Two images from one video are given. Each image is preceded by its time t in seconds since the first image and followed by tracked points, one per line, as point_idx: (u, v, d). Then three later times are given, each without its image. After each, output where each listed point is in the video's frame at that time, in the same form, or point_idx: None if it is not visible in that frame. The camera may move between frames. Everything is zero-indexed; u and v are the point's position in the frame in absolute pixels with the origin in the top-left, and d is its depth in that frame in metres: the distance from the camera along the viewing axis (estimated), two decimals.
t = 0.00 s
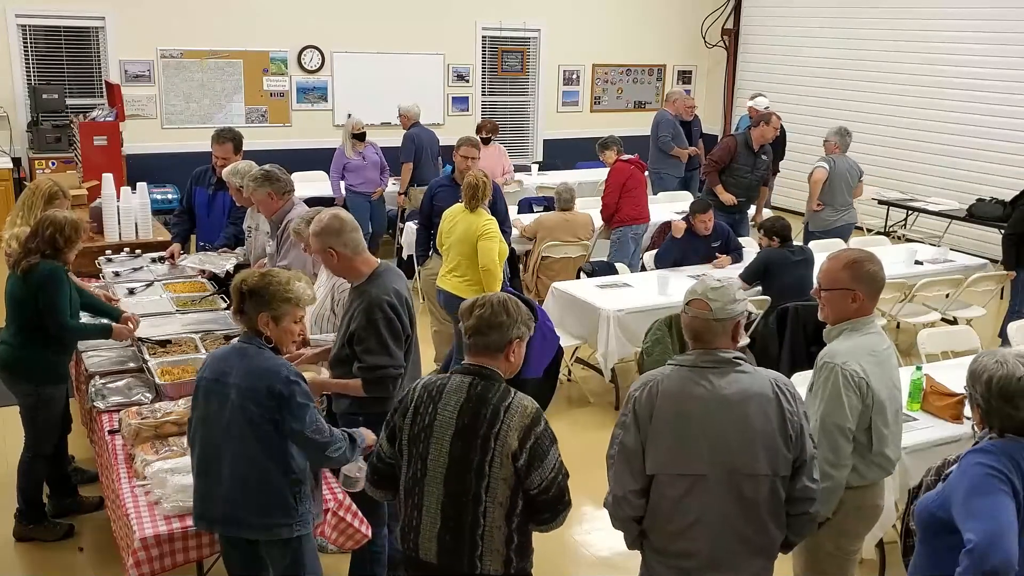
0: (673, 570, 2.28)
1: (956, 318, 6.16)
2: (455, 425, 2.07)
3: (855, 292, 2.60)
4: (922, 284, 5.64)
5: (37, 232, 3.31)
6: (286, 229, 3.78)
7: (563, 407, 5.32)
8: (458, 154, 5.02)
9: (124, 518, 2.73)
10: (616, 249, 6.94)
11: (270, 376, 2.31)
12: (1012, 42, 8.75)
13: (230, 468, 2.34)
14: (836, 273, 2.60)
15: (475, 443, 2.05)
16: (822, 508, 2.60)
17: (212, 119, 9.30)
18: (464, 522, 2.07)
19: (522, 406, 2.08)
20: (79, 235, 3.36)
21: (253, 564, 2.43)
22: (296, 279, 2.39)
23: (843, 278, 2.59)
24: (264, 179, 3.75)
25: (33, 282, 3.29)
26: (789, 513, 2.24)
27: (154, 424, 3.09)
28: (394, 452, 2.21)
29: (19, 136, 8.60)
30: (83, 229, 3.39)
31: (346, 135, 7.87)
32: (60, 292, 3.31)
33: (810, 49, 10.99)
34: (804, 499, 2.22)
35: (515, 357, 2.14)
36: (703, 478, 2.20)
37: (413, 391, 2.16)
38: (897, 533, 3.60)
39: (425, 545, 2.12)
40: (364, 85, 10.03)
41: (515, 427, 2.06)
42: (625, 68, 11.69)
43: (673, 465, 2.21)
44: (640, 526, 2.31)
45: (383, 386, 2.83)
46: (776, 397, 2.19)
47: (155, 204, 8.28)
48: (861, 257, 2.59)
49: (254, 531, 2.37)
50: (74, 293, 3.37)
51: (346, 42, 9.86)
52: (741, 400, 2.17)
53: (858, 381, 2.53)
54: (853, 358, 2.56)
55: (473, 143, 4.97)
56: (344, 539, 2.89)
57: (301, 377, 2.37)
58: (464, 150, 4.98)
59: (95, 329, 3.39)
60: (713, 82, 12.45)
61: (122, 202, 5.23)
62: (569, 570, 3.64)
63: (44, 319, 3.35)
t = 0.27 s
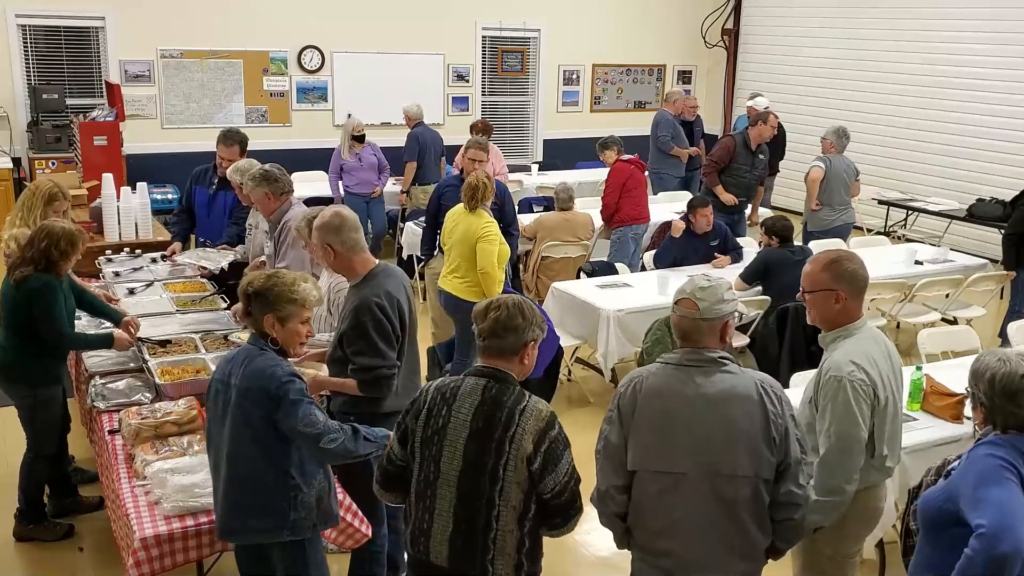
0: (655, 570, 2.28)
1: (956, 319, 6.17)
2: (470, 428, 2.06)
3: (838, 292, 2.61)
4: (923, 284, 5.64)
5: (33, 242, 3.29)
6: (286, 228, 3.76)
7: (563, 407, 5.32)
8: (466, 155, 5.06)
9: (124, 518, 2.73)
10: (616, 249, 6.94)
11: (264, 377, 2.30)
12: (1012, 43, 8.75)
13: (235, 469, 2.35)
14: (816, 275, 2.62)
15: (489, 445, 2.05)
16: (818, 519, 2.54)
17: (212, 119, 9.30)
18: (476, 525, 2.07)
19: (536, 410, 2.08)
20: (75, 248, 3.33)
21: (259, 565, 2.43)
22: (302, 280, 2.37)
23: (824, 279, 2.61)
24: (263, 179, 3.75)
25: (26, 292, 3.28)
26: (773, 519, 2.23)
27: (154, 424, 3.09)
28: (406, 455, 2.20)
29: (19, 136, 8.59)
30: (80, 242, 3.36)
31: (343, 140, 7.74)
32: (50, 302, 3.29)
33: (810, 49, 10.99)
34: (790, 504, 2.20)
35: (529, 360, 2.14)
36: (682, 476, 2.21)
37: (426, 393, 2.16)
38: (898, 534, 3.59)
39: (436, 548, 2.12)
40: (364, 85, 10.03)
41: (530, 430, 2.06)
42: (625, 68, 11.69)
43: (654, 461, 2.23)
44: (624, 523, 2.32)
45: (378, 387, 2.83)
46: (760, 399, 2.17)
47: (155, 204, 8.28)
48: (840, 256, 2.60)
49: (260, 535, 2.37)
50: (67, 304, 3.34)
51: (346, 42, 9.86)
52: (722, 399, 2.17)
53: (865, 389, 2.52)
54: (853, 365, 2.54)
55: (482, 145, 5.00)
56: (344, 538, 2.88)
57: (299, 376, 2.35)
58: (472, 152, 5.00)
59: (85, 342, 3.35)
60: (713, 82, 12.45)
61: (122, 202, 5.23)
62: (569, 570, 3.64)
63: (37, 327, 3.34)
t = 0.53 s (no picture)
0: (640, 570, 2.29)
1: (956, 319, 6.16)
2: (484, 431, 2.06)
3: (841, 290, 2.61)
4: (923, 284, 5.64)
5: (33, 263, 3.24)
6: (286, 228, 3.74)
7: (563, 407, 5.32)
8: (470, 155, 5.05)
9: (124, 517, 2.73)
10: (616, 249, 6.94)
11: (268, 380, 2.30)
12: (1012, 43, 8.76)
13: (247, 471, 2.35)
14: (821, 271, 2.62)
15: (505, 447, 2.05)
16: (812, 518, 2.56)
17: (212, 119, 9.30)
18: (488, 528, 2.07)
19: (550, 411, 2.09)
20: (77, 272, 3.30)
21: (268, 564, 2.46)
22: (313, 283, 2.35)
23: (829, 276, 2.61)
24: (265, 179, 3.74)
25: (27, 310, 3.26)
26: (760, 522, 2.22)
27: (154, 424, 3.09)
28: (416, 458, 2.18)
29: (19, 136, 8.57)
30: (81, 264, 3.34)
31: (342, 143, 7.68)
32: (47, 318, 3.28)
33: (810, 49, 10.99)
34: (777, 508, 2.18)
35: (539, 362, 2.15)
36: (666, 475, 2.22)
37: (437, 394, 2.15)
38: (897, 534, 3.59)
39: (445, 550, 2.11)
40: (364, 85, 10.03)
41: (546, 432, 2.07)
42: (625, 68, 11.69)
43: (638, 460, 2.25)
44: (613, 523, 2.35)
45: (368, 388, 2.83)
46: (746, 399, 2.17)
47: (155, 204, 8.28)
48: (846, 255, 2.61)
49: (269, 538, 2.37)
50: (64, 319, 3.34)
51: (346, 42, 9.86)
52: (707, 399, 2.17)
53: (857, 389, 2.52)
54: (851, 365, 2.54)
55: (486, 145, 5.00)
56: (344, 540, 2.88)
57: (304, 378, 2.34)
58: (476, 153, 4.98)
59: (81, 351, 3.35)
60: (713, 82, 12.44)
61: (122, 202, 5.23)
62: (569, 570, 3.64)
63: (33, 342, 3.32)
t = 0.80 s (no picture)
0: (630, 570, 2.31)
1: (956, 319, 6.16)
2: (480, 430, 2.06)
3: (845, 293, 2.61)
4: (923, 284, 5.63)
5: (37, 278, 3.20)
6: (286, 228, 3.73)
7: (563, 407, 5.32)
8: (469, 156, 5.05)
9: (124, 517, 2.73)
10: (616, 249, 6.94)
11: (274, 380, 2.29)
12: (1012, 43, 8.76)
13: (253, 471, 2.36)
14: (825, 274, 2.62)
15: (500, 447, 2.05)
16: (815, 516, 2.57)
17: (213, 119, 9.30)
18: (485, 529, 2.07)
19: (545, 411, 2.08)
20: (80, 290, 3.26)
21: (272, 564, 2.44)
22: (320, 284, 2.34)
23: (834, 278, 2.61)
24: (269, 178, 3.74)
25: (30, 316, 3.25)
26: (751, 526, 2.23)
27: (153, 424, 3.09)
28: (411, 459, 2.18)
29: (19, 136, 8.55)
30: (86, 282, 3.30)
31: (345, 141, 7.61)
32: (47, 328, 3.29)
33: (810, 49, 10.99)
34: (766, 512, 2.19)
35: (534, 361, 2.15)
36: (654, 475, 2.24)
37: (432, 395, 2.15)
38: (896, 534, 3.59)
39: (443, 552, 2.11)
40: (364, 85, 10.03)
41: (541, 430, 2.07)
42: (625, 68, 11.69)
43: (627, 459, 2.27)
44: (606, 522, 2.37)
45: (364, 386, 2.85)
46: (736, 403, 2.16)
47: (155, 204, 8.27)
48: (851, 256, 2.60)
49: (274, 540, 2.38)
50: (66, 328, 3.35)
51: (346, 42, 9.86)
52: (697, 401, 2.18)
53: (860, 389, 2.52)
54: (854, 364, 2.55)
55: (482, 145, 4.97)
56: (345, 540, 2.91)
57: (309, 378, 2.33)
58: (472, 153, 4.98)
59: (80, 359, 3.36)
60: (713, 82, 12.44)
61: (122, 202, 5.23)
62: (569, 569, 3.64)
63: (33, 349, 3.31)
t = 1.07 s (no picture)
0: (623, 568, 2.35)
1: (956, 319, 6.16)
2: (466, 429, 2.06)
3: (841, 291, 2.62)
4: (923, 284, 5.64)
5: (45, 280, 3.21)
6: (285, 228, 3.73)
7: (562, 407, 5.33)
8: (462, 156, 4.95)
9: (124, 517, 2.73)
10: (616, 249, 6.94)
11: (279, 378, 2.29)
12: (1012, 43, 8.76)
13: (254, 472, 2.37)
14: (820, 274, 2.64)
15: (487, 444, 2.05)
16: (827, 516, 2.57)
17: (213, 119, 9.30)
18: (474, 527, 2.08)
19: (529, 404, 2.09)
20: (86, 295, 3.27)
21: (273, 562, 2.46)
22: (324, 283, 2.34)
23: (830, 277, 2.62)
24: (276, 179, 3.77)
25: (34, 320, 3.25)
26: (741, 529, 2.22)
27: (154, 424, 3.09)
28: (396, 463, 2.17)
29: (19, 137, 8.54)
30: (93, 286, 3.30)
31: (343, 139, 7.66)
32: (52, 331, 3.29)
33: (810, 49, 10.99)
34: (755, 516, 2.18)
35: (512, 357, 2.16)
36: (644, 474, 2.27)
37: (415, 397, 2.14)
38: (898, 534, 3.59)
39: (433, 552, 2.11)
40: (364, 85, 10.03)
41: (526, 424, 2.07)
42: (625, 68, 11.69)
43: (619, 456, 2.30)
44: (602, 517, 2.42)
45: (371, 381, 2.83)
46: (727, 404, 2.16)
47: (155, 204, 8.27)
48: (845, 255, 2.62)
49: (276, 538, 2.38)
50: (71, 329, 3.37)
51: (346, 42, 9.86)
52: (689, 401, 2.19)
53: (875, 389, 2.52)
54: (866, 365, 2.55)
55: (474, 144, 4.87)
56: (345, 540, 2.91)
57: (315, 375, 2.33)
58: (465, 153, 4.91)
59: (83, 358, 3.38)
60: (712, 82, 12.44)
61: (122, 202, 5.24)
62: (568, 569, 3.64)
63: (36, 352, 3.32)
